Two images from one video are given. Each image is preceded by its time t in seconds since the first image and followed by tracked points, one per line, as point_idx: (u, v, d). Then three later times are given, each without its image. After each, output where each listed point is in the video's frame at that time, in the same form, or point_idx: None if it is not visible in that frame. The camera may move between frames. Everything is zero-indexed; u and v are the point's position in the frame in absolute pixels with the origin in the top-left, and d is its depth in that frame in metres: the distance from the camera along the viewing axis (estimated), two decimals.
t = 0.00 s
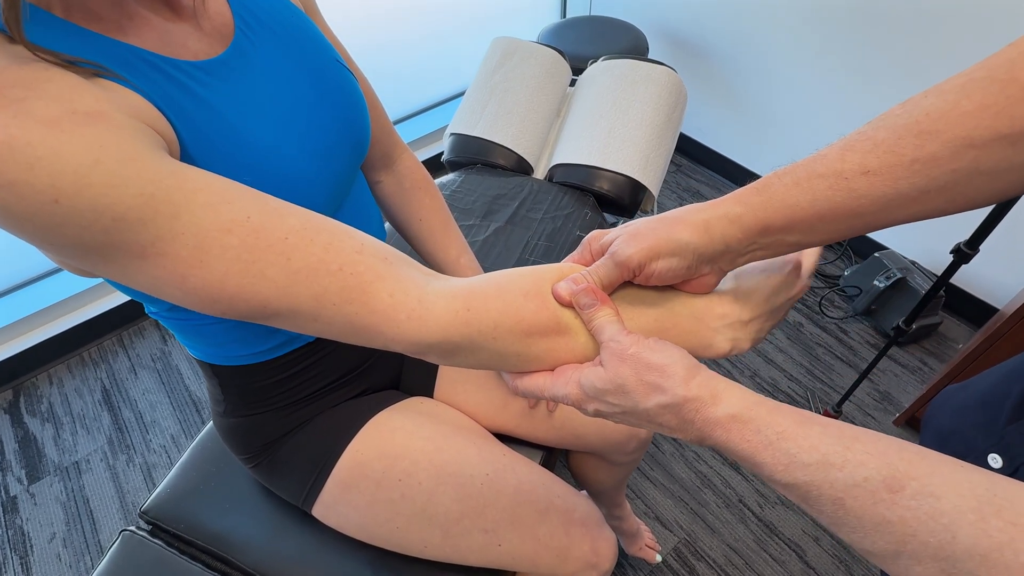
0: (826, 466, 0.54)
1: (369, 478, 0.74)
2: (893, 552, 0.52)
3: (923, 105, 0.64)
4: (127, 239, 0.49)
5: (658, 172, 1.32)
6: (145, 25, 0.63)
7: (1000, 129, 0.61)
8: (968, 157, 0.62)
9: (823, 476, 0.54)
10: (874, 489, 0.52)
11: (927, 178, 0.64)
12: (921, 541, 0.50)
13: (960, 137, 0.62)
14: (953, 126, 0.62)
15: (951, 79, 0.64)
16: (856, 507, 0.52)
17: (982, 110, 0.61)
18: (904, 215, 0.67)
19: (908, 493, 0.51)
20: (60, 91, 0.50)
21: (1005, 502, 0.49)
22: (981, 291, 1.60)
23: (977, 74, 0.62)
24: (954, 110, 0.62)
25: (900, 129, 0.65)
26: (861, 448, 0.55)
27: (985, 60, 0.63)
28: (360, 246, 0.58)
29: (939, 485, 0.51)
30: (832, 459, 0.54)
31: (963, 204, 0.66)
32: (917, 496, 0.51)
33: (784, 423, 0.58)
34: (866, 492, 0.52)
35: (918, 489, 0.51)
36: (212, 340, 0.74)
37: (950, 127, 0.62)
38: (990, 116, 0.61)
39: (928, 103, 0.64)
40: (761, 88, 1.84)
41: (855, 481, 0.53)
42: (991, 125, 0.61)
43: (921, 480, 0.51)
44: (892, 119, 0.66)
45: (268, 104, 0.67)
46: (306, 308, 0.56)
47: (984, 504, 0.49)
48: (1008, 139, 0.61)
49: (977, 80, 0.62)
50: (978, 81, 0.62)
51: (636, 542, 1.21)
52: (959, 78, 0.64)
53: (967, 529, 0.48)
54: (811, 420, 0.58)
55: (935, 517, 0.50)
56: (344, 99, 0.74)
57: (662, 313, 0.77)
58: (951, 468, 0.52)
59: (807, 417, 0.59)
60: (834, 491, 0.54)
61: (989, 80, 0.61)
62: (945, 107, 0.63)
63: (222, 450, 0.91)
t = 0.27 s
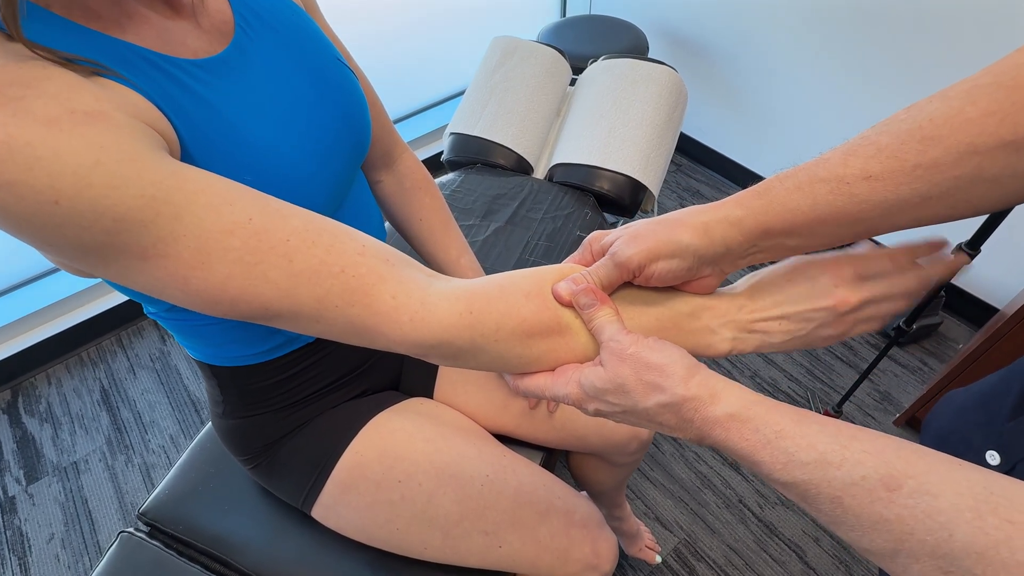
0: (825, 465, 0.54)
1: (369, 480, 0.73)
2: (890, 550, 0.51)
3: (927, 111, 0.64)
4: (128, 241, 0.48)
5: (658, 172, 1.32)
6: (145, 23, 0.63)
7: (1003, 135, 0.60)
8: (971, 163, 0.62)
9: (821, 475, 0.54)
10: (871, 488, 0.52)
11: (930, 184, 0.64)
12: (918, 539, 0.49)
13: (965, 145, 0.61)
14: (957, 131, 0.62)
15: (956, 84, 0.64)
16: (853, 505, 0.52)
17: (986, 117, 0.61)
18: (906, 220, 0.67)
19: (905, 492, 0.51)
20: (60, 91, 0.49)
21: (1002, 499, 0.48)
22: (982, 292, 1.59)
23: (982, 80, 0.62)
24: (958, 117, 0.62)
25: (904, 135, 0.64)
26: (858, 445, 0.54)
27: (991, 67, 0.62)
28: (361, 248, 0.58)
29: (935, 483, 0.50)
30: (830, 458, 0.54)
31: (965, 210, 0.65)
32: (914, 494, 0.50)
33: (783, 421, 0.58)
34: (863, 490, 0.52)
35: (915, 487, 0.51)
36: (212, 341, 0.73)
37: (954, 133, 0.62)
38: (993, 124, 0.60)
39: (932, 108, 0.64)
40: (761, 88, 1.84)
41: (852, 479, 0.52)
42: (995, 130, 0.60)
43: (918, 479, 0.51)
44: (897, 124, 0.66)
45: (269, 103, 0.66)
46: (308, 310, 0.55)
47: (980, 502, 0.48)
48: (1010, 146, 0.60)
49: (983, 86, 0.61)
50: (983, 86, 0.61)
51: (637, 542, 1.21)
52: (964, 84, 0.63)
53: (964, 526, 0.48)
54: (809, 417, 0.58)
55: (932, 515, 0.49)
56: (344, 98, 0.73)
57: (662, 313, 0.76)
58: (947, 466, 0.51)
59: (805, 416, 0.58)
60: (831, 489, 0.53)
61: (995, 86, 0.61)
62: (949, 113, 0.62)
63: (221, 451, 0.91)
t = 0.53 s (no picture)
0: (823, 468, 0.54)
1: (369, 481, 0.73)
2: (889, 554, 0.51)
3: (927, 117, 0.64)
4: (127, 242, 0.48)
5: (658, 173, 1.32)
6: (145, 24, 0.63)
7: (1003, 142, 0.59)
8: (971, 171, 0.61)
9: (819, 478, 0.54)
10: (869, 491, 0.52)
11: (931, 190, 0.63)
12: (917, 543, 0.49)
13: (965, 153, 0.61)
14: (956, 139, 0.61)
15: (957, 91, 0.64)
16: (852, 508, 0.52)
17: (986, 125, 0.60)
18: (906, 227, 0.67)
19: (903, 494, 0.51)
20: (58, 92, 0.49)
21: (1000, 502, 0.48)
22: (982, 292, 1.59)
23: (982, 87, 0.62)
24: (958, 124, 0.62)
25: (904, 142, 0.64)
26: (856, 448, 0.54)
27: (992, 73, 0.62)
28: (361, 249, 0.58)
29: (934, 486, 0.50)
30: (828, 461, 0.54)
31: (965, 217, 0.65)
32: (912, 497, 0.50)
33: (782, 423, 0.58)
34: (862, 493, 0.52)
35: (913, 490, 0.50)
36: (212, 342, 0.73)
37: (954, 140, 0.62)
38: (993, 131, 0.60)
39: (932, 115, 0.64)
40: (760, 88, 1.84)
41: (851, 482, 0.52)
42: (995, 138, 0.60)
43: (916, 481, 0.51)
44: (897, 131, 0.66)
45: (269, 104, 0.66)
46: (307, 312, 0.55)
47: (978, 505, 0.48)
48: (1013, 154, 0.59)
49: (983, 93, 0.61)
50: (983, 93, 0.61)
51: (636, 543, 1.20)
52: (965, 90, 0.63)
53: (963, 529, 0.48)
54: (808, 421, 0.58)
55: (930, 518, 0.49)
56: (344, 99, 0.73)
57: (661, 316, 0.76)
58: (947, 469, 0.51)
59: (803, 419, 0.58)
60: (830, 492, 0.53)
61: (996, 93, 0.60)
62: (949, 120, 0.62)
63: (220, 452, 0.91)
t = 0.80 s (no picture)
0: (822, 473, 0.54)
1: (367, 482, 0.73)
2: (889, 560, 0.51)
3: (927, 120, 0.64)
4: (122, 246, 0.48)
5: (658, 173, 1.32)
6: (142, 26, 0.63)
7: (1004, 146, 0.60)
8: (971, 173, 0.62)
9: (819, 483, 0.53)
10: (870, 496, 0.52)
11: (930, 194, 0.64)
12: (918, 549, 0.49)
13: (964, 155, 0.61)
14: (956, 141, 0.62)
15: (956, 94, 0.64)
16: (851, 514, 0.52)
17: (985, 128, 0.61)
18: (906, 230, 0.67)
19: (904, 500, 0.51)
20: (54, 95, 0.49)
21: (1002, 509, 0.48)
22: (982, 293, 1.59)
23: (982, 90, 0.62)
24: (957, 127, 0.62)
25: (904, 145, 0.64)
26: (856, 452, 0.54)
27: (990, 77, 0.62)
28: (357, 252, 0.58)
29: (935, 491, 0.50)
30: (828, 466, 0.54)
31: (965, 221, 0.65)
32: (913, 502, 0.50)
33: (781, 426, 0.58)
34: (862, 498, 0.52)
35: (915, 496, 0.50)
36: (210, 343, 0.73)
37: (953, 143, 0.62)
38: (993, 134, 0.60)
39: (931, 118, 0.64)
40: (760, 89, 1.84)
41: (851, 487, 0.52)
42: (994, 142, 0.60)
43: (918, 487, 0.51)
44: (896, 134, 0.66)
45: (266, 104, 0.66)
46: (303, 315, 0.55)
47: (980, 511, 0.48)
48: (1014, 157, 0.60)
49: (982, 96, 0.61)
50: (983, 97, 0.61)
51: (636, 543, 1.20)
52: (964, 93, 0.63)
53: (964, 536, 0.48)
54: (808, 426, 0.58)
55: (931, 524, 0.49)
56: (342, 100, 0.73)
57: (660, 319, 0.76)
58: (950, 476, 0.51)
59: (802, 423, 0.58)
60: (830, 497, 0.53)
61: (995, 97, 0.61)
62: (949, 123, 0.62)
63: (219, 453, 0.91)
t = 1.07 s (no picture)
0: (819, 476, 0.54)
1: (365, 485, 0.73)
2: (886, 563, 0.51)
3: (924, 121, 0.64)
4: (120, 251, 0.48)
5: (657, 174, 1.31)
6: (139, 29, 0.62)
7: (1002, 148, 0.60)
8: (969, 176, 0.62)
9: (816, 486, 0.53)
10: (866, 499, 0.51)
11: (927, 196, 0.63)
12: (915, 552, 0.49)
13: (962, 157, 0.61)
14: (954, 143, 0.61)
15: (954, 95, 0.64)
16: (848, 517, 0.52)
17: (982, 129, 0.60)
18: (903, 232, 0.67)
19: (901, 503, 0.50)
20: (52, 99, 0.49)
21: (999, 512, 0.48)
22: (981, 294, 1.59)
23: (980, 91, 0.62)
24: (955, 128, 0.62)
25: (901, 147, 0.64)
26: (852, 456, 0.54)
27: (988, 78, 0.62)
28: (354, 258, 0.57)
29: (931, 494, 0.50)
30: (824, 469, 0.54)
31: (962, 222, 0.65)
32: (909, 506, 0.50)
33: (776, 430, 0.58)
34: (858, 501, 0.52)
35: (911, 499, 0.50)
36: (207, 345, 0.73)
37: (950, 144, 0.62)
38: (991, 136, 0.60)
39: (928, 119, 0.64)
40: (760, 89, 1.84)
41: (847, 490, 0.52)
42: (992, 143, 0.60)
43: (914, 490, 0.51)
44: (893, 135, 0.65)
45: (263, 107, 0.66)
46: (301, 320, 0.55)
47: (977, 514, 0.48)
48: (1011, 159, 0.60)
49: (980, 98, 0.61)
50: (981, 98, 0.61)
51: (636, 545, 1.20)
52: (961, 94, 0.63)
53: (960, 539, 0.48)
54: (805, 429, 0.58)
55: (928, 527, 0.49)
56: (340, 102, 0.73)
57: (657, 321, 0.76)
58: (947, 479, 0.51)
59: (799, 426, 0.58)
60: (826, 500, 0.53)
61: (993, 98, 0.60)
62: (946, 125, 0.62)
63: (218, 454, 0.90)
